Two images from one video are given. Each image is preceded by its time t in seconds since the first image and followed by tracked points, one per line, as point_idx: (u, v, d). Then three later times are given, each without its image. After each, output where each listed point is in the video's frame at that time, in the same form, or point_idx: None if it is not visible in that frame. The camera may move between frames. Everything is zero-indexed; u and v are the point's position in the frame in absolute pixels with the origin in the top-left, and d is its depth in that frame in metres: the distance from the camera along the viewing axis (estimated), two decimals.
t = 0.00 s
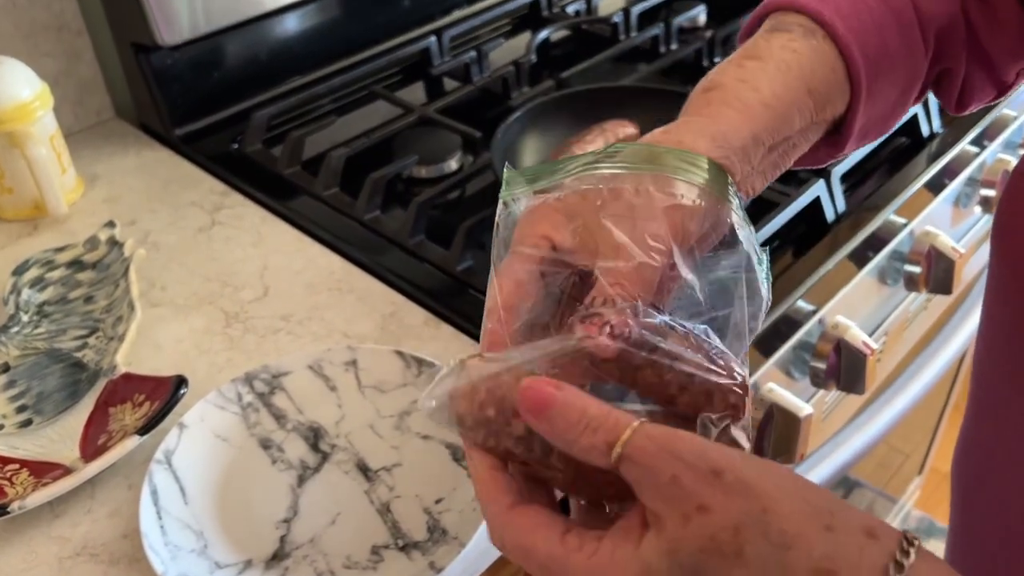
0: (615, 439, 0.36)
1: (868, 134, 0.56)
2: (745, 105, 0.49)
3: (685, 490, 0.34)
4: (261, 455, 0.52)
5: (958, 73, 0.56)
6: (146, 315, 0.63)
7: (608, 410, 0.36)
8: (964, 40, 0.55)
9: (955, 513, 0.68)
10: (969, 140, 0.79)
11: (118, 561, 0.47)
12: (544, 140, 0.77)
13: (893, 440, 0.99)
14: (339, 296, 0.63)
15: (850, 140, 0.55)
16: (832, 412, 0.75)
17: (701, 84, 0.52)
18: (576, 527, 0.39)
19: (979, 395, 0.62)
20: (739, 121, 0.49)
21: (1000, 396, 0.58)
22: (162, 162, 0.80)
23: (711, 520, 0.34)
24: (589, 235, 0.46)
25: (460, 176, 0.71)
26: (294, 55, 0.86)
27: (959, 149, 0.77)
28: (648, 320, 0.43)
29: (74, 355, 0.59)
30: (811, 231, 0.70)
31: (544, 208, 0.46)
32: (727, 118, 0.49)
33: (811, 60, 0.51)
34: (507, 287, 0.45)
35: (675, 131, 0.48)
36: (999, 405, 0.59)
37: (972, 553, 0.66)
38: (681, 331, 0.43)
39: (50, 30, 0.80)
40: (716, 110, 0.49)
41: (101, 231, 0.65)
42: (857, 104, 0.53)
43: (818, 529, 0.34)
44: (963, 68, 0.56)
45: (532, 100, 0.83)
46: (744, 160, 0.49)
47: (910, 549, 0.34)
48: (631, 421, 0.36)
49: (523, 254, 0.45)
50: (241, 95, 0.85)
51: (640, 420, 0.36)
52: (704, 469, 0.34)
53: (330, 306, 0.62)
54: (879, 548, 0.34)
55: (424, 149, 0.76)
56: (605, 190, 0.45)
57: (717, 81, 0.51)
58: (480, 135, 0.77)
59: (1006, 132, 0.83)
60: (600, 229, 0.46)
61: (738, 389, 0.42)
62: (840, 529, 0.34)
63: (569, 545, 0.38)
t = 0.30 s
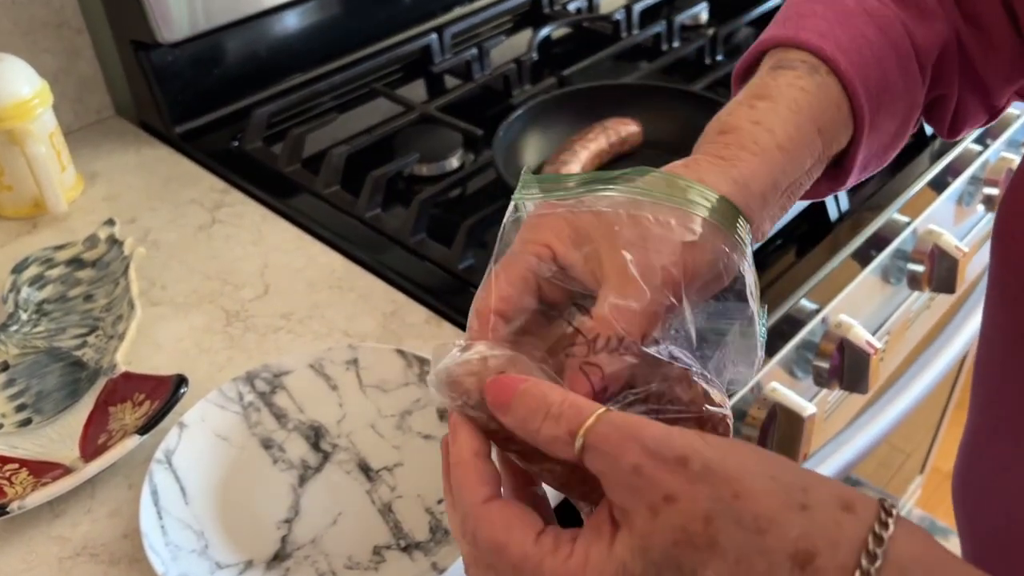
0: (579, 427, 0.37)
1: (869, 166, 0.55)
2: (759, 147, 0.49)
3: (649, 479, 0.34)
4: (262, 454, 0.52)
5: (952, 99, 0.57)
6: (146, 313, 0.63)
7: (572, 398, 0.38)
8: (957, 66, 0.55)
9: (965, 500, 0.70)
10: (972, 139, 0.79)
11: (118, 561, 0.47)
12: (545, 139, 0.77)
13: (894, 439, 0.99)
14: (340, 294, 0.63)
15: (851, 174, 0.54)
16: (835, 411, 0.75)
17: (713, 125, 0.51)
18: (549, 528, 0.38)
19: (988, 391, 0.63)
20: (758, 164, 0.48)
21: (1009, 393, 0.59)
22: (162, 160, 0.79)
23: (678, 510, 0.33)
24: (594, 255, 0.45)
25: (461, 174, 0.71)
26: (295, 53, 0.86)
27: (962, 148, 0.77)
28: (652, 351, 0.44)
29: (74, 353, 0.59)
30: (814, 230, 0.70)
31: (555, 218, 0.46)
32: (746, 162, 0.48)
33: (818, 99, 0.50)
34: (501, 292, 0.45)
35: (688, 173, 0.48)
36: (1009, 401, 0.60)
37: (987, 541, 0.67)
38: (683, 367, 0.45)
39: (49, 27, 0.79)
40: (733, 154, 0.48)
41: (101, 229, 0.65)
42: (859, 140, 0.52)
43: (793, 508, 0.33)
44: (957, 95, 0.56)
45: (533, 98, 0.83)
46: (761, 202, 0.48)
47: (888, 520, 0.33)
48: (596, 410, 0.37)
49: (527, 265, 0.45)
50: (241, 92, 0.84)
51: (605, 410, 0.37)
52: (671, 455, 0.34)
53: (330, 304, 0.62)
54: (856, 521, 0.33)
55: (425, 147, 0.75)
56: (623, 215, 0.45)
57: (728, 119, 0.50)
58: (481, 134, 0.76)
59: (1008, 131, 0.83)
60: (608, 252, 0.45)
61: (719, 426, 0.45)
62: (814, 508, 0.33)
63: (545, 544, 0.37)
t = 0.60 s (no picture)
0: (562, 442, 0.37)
1: (869, 163, 0.55)
2: (768, 155, 0.48)
3: (624, 485, 0.34)
4: (261, 454, 0.52)
5: (949, 96, 0.57)
6: (144, 312, 0.63)
7: (557, 414, 0.38)
8: (955, 62, 0.56)
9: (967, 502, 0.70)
10: (972, 139, 0.79)
11: (116, 561, 0.47)
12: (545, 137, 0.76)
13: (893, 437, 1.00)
14: (339, 293, 0.63)
15: (850, 172, 0.54)
16: (835, 409, 0.75)
17: (719, 129, 0.50)
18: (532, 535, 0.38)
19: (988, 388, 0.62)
20: (768, 175, 0.47)
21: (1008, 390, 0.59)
22: (161, 158, 0.79)
23: (651, 513, 0.33)
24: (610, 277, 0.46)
25: (461, 172, 0.71)
26: (294, 52, 0.86)
27: (962, 147, 0.77)
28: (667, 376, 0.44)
29: (72, 352, 0.59)
30: (814, 229, 0.69)
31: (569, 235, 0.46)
32: (756, 172, 0.47)
33: (823, 102, 0.50)
34: (517, 307, 0.46)
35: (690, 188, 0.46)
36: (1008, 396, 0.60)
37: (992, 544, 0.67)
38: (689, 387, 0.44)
39: (48, 25, 0.79)
40: (743, 163, 0.47)
41: (99, 228, 0.65)
42: (860, 137, 0.52)
43: (768, 505, 0.33)
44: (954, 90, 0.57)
45: (532, 97, 0.83)
46: (771, 212, 0.48)
47: (865, 518, 0.33)
48: (578, 422, 0.37)
49: (542, 280, 0.46)
50: (240, 91, 0.84)
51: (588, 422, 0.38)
52: (642, 458, 0.34)
53: (330, 303, 0.62)
54: (832, 520, 0.33)
55: (425, 147, 0.76)
56: (639, 235, 0.45)
57: (734, 125, 0.49)
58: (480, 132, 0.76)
59: (1008, 130, 0.83)
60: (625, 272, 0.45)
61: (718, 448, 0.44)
62: (790, 504, 0.33)
63: (528, 550, 0.37)
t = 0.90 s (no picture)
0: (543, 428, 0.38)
1: (876, 158, 0.55)
2: (770, 147, 0.48)
3: (608, 468, 0.36)
4: (261, 452, 0.52)
5: (961, 93, 0.57)
6: (144, 310, 0.63)
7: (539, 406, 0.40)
8: (967, 58, 0.55)
9: (967, 492, 0.70)
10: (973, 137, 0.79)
11: (115, 560, 0.47)
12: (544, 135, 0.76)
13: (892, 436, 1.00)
14: (339, 292, 0.63)
15: (857, 166, 0.54)
16: (835, 408, 0.75)
17: (725, 115, 0.50)
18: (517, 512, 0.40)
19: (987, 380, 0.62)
20: (767, 167, 0.47)
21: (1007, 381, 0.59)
22: (160, 156, 0.79)
23: (634, 492, 0.36)
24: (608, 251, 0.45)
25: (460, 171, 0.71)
26: (293, 49, 0.86)
27: (962, 145, 0.77)
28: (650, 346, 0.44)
29: (72, 351, 0.58)
30: (814, 228, 0.69)
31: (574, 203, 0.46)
32: (757, 163, 0.47)
33: (829, 96, 0.50)
34: (509, 265, 0.45)
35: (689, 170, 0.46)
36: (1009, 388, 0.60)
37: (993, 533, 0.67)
38: (672, 368, 0.45)
39: (47, 22, 0.79)
40: (745, 152, 0.47)
41: (99, 226, 0.65)
42: (865, 132, 0.52)
43: (745, 475, 0.35)
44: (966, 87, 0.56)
45: (532, 95, 0.82)
46: (768, 204, 0.48)
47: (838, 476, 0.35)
48: (557, 409, 0.39)
49: (538, 243, 0.46)
50: (239, 89, 0.84)
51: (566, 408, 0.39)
52: (621, 438, 0.37)
53: (330, 302, 0.62)
54: (805, 482, 0.35)
55: (424, 145, 0.75)
56: (642, 211, 0.45)
57: (740, 112, 0.49)
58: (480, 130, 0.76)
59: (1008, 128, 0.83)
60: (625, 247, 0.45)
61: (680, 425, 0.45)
62: (766, 471, 0.35)
63: (519, 532, 0.39)
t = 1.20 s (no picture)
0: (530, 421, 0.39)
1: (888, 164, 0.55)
2: (784, 159, 0.48)
3: (580, 448, 0.37)
4: (263, 454, 0.52)
5: (975, 94, 0.57)
6: (144, 311, 0.62)
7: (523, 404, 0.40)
8: (980, 60, 0.55)
9: (977, 486, 0.71)
10: (976, 137, 0.79)
11: (117, 562, 0.46)
12: (547, 136, 0.75)
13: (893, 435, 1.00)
14: (340, 292, 0.62)
15: (871, 171, 0.54)
16: (837, 408, 0.75)
17: (741, 123, 0.50)
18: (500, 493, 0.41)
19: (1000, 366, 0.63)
20: (781, 181, 0.48)
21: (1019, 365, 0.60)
22: (160, 156, 0.79)
23: (609, 466, 0.36)
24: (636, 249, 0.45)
25: (462, 171, 0.70)
26: (294, 48, 0.85)
27: (966, 145, 0.77)
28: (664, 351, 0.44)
29: (72, 351, 0.58)
30: (816, 229, 0.69)
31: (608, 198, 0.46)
32: (771, 177, 0.47)
33: (841, 107, 0.50)
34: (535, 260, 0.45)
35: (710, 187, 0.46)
36: None
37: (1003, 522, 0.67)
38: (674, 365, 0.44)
39: (47, 21, 0.78)
40: (762, 166, 0.47)
41: (100, 226, 0.65)
42: (876, 141, 0.52)
43: (712, 441, 0.35)
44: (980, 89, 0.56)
45: (533, 95, 0.82)
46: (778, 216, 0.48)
47: (812, 439, 0.34)
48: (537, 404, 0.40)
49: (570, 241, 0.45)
50: (240, 88, 0.84)
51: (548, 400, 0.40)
52: (594, 417, 0.37)
53: (331, 302, 0.62)
54: (775, 449, 0.34)
55: (426, 145, 0.75)
56: (671, 214, 0.45)
57: (758, 123, 0.49)
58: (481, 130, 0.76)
59: (1011, 128, 0.82)
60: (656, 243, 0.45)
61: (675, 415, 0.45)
62: (734, 436, 0.35)
63: (499, 514, 0.40)
